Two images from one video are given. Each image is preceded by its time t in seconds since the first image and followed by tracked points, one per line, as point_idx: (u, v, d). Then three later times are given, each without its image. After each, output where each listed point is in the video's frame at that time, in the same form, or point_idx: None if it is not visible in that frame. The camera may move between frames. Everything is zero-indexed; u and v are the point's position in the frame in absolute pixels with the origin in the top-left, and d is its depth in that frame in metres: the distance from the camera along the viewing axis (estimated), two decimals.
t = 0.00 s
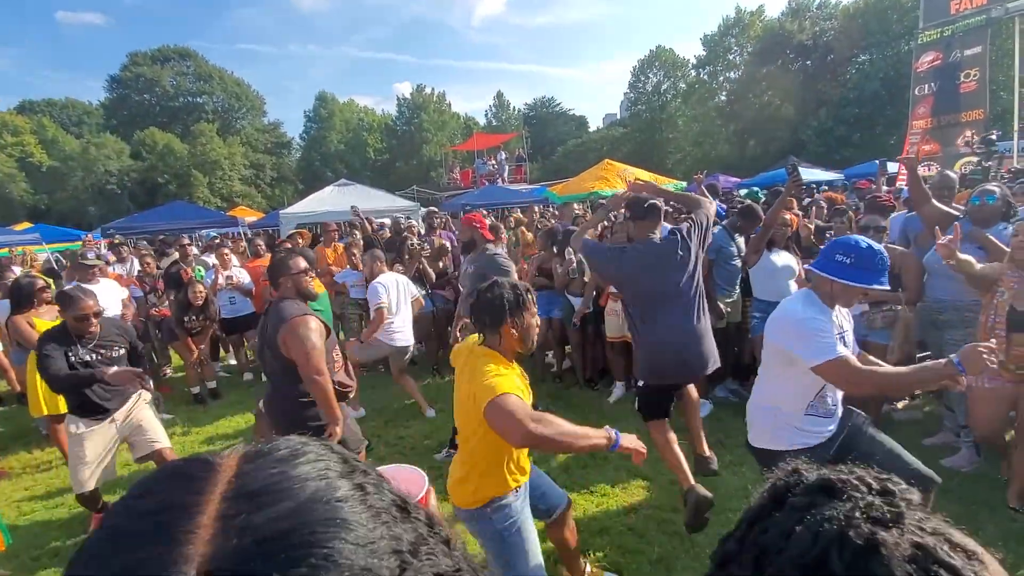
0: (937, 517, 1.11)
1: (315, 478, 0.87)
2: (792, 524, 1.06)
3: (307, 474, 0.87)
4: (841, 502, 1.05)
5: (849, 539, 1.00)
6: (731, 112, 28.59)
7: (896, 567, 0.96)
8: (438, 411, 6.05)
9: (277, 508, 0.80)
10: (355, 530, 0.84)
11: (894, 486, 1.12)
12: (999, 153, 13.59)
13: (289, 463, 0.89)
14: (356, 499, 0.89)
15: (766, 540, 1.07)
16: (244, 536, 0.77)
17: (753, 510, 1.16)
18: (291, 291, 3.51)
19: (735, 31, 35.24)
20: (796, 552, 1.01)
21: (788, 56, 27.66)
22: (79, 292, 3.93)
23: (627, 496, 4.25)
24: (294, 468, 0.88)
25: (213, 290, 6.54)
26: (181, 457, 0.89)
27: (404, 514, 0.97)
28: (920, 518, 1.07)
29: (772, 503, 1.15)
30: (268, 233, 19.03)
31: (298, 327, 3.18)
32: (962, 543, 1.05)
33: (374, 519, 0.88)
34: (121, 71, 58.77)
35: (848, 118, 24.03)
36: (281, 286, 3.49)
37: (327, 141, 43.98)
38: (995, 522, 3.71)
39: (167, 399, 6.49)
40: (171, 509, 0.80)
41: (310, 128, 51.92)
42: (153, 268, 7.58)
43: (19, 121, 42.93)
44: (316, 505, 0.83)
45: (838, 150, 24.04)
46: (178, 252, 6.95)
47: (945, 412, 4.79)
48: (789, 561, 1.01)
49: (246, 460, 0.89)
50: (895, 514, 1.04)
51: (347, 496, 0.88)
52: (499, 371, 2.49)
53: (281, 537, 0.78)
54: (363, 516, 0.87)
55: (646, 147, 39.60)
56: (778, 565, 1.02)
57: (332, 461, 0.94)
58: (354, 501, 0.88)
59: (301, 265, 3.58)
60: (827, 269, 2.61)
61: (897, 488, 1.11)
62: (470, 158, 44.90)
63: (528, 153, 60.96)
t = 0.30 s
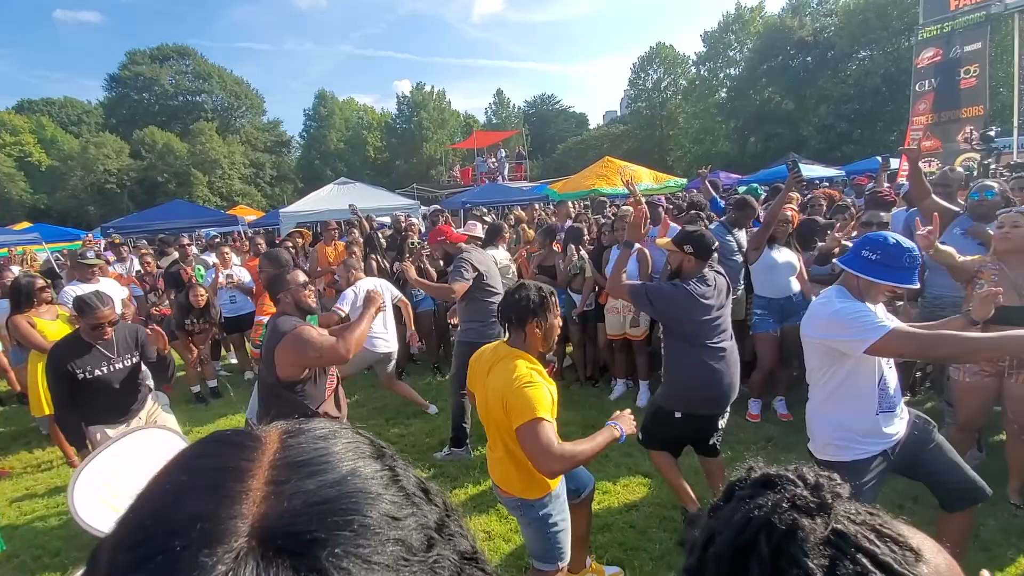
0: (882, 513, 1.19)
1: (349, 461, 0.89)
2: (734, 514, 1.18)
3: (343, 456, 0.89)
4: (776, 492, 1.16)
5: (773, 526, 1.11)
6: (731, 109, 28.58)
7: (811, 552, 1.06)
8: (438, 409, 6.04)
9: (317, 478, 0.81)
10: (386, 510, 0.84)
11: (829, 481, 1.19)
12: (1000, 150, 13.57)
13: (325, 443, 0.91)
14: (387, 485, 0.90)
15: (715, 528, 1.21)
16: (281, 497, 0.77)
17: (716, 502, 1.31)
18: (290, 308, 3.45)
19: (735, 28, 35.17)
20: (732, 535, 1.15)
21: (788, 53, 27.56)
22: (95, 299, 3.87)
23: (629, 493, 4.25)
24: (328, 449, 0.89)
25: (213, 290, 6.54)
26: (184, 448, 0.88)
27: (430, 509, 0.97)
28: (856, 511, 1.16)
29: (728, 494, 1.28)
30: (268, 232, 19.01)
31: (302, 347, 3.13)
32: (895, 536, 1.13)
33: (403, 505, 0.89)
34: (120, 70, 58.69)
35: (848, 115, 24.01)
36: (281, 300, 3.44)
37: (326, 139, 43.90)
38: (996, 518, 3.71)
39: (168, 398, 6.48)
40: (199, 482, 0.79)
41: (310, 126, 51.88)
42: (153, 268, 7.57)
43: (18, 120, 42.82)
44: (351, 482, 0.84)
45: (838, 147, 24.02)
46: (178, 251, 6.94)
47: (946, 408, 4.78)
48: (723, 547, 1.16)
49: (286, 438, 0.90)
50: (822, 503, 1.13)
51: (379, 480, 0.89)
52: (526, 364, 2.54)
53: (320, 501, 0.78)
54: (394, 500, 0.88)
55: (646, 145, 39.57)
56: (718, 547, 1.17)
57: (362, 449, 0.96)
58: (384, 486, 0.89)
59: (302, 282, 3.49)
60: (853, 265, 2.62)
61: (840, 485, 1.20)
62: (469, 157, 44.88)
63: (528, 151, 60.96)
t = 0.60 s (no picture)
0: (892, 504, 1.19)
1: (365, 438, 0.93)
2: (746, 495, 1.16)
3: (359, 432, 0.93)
4: (790, 479, 1.14)
5: (787, 505, 1.09)
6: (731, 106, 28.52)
7: (821, 529, 1.05)
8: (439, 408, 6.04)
9: (330, 451, 0.86)
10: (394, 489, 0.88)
11: (841, 467, 1.18)
12: (1001, 146, 13.54)
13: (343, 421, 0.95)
14: (398, 461, 0.93)
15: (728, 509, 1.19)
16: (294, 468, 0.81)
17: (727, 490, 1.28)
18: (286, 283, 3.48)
19: (735, 25, 35.09)
20: (746, 512, 1.13)
21: (788, 50, 27.48)
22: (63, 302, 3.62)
23: (630, 491, 4.25)
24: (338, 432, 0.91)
25: (214, 289, 6.51)
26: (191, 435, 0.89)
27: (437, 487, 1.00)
28: (868, 500, 1.16)
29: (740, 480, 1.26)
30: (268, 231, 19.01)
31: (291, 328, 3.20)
32: (905, 530, 1.13)
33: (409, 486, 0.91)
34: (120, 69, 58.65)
35: (848, 112, 23.98)
36: (273, 279, 3.44)
37: (326, 138, 43.88)
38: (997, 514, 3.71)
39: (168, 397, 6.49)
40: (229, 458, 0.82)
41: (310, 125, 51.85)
42: (153, 267, 7.58)
43: (18, 121, 42.88)
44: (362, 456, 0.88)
45: (838, 144, 24.00)
46: (179, 251, 6.94)
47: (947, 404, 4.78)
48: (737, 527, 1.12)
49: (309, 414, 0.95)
50: (834, 486, 1.12)
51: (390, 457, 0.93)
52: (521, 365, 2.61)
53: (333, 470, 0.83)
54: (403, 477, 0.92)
55: (646, 142, 39.51)
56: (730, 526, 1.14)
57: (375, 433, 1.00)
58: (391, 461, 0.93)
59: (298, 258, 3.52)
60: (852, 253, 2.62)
61: (855, 473, 1.19)
62: (469, 155, 44.84)
63: (528, 149, 60.88)
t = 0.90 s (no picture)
0: (893, 498, 1.16)
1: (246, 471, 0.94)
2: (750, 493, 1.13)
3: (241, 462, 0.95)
4: (792, 476, 1.11)
5: (792, 502, 1.06)
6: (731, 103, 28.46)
7: (826, 524, 1.03)
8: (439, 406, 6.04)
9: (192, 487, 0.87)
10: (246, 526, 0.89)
11: (844, 463, 1.16)
12: (1001, 142, 13.55)
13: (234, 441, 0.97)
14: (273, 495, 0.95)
15: (732, 507, 1.15)
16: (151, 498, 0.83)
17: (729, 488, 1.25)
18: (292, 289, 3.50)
19: (736, 21, 35.03)
20: (750, 510, 1.10)
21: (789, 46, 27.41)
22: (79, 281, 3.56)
23: (630, 487, 4.25)
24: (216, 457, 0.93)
25: (214, 287, 6.53)
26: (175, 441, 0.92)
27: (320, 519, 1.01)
28: (869, 495, 1.14)
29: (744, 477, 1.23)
30: (269, 229, 19.02)
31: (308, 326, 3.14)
32: (908, 525, 1.10)
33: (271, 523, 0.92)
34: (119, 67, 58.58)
35: (849, 108, 23.96)
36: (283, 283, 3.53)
37: (326, 136, 43.86)
38: (995, 510, 3.70)
39: (169, 395, 6.50)
40: (114, 476, 0.85)
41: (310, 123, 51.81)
42: (154, 266, 7.59)
43: (17, 120, 42.92)
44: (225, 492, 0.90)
45: (838, 140, 23.92)
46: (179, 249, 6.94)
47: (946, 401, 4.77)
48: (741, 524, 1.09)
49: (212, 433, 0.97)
50: (838, 482, 1.09)
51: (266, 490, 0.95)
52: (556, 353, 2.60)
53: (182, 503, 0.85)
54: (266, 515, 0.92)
55: (646, 139, 39.47)
56: (735, 523, 1.11)
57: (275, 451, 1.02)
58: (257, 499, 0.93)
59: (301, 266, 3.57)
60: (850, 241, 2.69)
61: (858, 469, 1.17)
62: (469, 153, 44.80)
63: (528, 147, 60.86)
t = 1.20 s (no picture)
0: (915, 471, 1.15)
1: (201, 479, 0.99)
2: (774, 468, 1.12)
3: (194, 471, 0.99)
4: (816, 451, 1.11)
5: (818, 472, 1.05)
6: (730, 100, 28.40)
7: (855, 492, 1.01)
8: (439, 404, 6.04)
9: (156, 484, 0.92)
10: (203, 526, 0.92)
11: (867, 436, 1.17)
12: (1001, 140, 13.54)
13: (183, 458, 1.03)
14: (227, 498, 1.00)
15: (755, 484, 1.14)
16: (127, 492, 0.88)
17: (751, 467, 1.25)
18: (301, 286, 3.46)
19: (736, 18, 34.98)
20: (776, 485, 1.08)
21: (789, 43, 27.36)
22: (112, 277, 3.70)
23: (630, 485, 4.25)
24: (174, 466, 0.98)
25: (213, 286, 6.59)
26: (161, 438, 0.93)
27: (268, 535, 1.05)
28: (889, 467, 1.11)
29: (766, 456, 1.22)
30: (268, 228, 19.03)
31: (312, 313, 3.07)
32: (932, 497, 1.08)
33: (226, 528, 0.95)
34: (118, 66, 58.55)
35: (849, 105, 23.92)
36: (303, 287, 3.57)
37: (326, 134, 43.81)
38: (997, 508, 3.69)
39: (170, 394, 6.52)
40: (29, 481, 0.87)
41: (309, 122, 51.80)
42: (154, 265, 7.60)
43: (17, 119, 42.88)
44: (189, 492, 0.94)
45: (838, 137, 23.85)
46: (179, 248, 6.96)
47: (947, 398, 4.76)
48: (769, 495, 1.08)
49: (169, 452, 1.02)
50: (862, 453, 1.10)
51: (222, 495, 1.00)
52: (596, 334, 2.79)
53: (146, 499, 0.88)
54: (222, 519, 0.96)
55: (646, 137, 39.45)
56: (763, 497, 1.09)
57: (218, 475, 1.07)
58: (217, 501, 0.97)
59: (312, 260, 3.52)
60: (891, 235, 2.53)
61: (879, 443, 1.15)
62: (469, 150, 44.79)
63: (528, 145, 60.86)
